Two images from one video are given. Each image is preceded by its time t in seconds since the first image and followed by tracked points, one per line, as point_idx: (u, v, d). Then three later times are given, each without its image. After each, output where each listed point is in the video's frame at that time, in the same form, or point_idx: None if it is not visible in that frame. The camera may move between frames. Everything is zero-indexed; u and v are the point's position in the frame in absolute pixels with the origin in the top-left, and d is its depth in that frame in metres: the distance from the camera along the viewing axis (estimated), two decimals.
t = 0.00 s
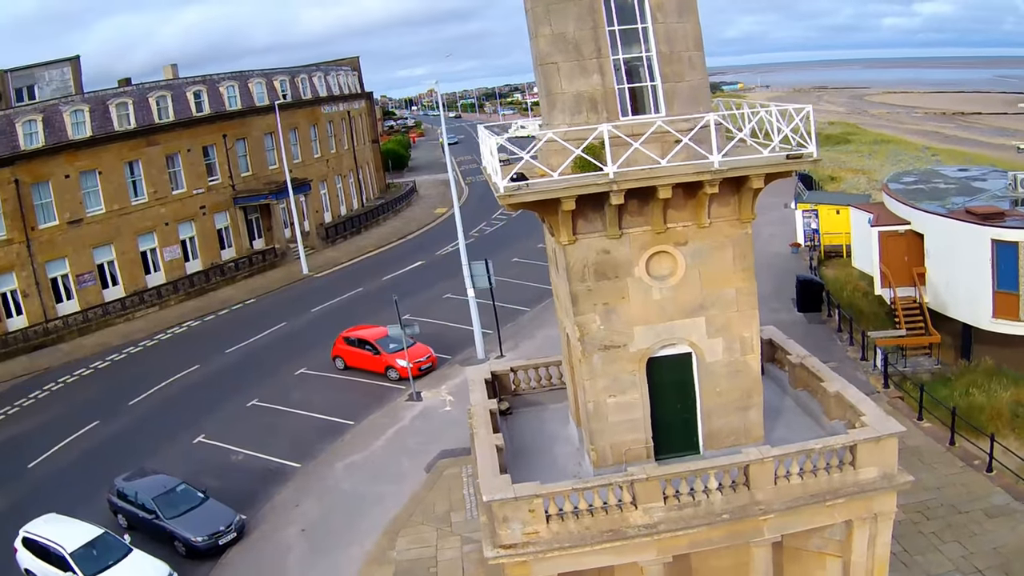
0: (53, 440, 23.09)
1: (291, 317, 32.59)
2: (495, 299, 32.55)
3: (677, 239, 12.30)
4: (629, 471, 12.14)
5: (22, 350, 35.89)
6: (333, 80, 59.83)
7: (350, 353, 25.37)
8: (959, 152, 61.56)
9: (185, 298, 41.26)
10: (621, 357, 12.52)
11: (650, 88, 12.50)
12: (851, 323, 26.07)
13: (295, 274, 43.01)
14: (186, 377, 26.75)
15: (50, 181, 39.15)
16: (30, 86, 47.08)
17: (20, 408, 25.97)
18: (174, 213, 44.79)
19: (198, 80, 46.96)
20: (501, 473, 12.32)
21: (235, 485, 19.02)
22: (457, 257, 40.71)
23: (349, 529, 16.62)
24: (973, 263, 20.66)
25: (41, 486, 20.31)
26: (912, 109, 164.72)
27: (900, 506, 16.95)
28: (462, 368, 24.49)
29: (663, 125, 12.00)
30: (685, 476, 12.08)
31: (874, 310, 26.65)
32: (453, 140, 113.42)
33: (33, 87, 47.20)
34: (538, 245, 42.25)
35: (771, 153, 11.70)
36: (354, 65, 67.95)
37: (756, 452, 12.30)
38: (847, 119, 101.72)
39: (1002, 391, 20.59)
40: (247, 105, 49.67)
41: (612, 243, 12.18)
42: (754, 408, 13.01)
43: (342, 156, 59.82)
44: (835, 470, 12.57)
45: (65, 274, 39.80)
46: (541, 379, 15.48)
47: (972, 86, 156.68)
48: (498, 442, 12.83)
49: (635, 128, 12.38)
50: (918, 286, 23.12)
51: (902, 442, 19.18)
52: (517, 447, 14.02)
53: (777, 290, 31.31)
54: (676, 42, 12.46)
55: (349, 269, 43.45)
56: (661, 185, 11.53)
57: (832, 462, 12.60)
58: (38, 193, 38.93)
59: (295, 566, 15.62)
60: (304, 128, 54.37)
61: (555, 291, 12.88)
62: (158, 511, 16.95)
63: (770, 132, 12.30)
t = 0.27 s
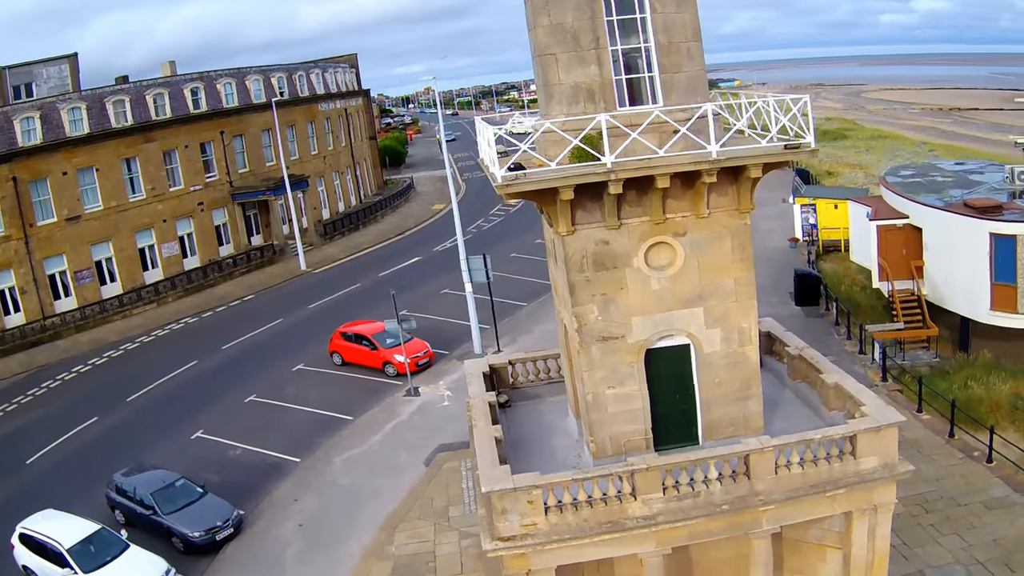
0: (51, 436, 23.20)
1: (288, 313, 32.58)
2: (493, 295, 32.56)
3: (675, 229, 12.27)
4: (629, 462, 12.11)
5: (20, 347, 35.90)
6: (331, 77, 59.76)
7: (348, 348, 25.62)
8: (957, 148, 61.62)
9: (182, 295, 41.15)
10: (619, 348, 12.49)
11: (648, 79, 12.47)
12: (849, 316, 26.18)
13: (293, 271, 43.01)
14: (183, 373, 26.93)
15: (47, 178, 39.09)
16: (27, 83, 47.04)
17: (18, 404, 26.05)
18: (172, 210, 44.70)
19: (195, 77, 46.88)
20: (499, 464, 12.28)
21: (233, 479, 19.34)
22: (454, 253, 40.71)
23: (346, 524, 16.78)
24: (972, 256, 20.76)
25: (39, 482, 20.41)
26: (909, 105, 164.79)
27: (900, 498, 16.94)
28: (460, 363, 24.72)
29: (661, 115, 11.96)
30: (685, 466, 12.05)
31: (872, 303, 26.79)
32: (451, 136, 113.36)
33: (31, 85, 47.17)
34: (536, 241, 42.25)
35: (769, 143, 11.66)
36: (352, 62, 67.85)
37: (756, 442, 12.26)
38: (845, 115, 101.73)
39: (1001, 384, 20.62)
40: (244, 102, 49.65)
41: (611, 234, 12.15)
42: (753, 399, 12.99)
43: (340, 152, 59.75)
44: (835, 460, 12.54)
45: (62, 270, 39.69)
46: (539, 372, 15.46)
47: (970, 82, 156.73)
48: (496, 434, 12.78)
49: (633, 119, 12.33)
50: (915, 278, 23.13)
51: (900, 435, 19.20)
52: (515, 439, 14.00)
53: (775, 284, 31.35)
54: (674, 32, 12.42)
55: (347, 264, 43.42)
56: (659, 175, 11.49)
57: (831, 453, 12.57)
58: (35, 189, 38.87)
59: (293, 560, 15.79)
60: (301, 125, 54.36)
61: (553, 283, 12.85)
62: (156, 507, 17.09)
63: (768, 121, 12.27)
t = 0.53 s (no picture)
0: (49, 433, 23.20)
1: (286, 310, 32.56)
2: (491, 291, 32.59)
3: (673, 221, 12.26)
4: (628, 454, 12.08)
5: (18, 345, 35.87)
6: (327, 75, 59.74)
7: (346, 344, 25.64)
8: (953, 143, 61.72)
9: (180, 292, 41.13)
10: (618, 340, 12.48)
11: (646, 71, 12.46)
12: (847, 310, 26.22)
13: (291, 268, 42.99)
14: (181, 371, 26.92)
15: (45, 176, 39.06)
16: (25, 82, 47.00)
17: (17, 402, 26.06)
18: (169, 208, 44.66)
19: (192, 75, 46.87)
20: (499, 457, 12.25)
21: (232, 476, 19.42)
22: (452, 249, 40.72)
23: (344, 520, 16.96)
24: (969, 250, 20.80)
25: (38, 480, 20.42)
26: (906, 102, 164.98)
27: (899, 492, 16.93)
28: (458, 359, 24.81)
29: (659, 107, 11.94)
30: (684, 459, 12.03)
31: (868, 298, 26.88)
32: (448, 134, 113.34)
33: (29, 84, 47.13)
34: (533, 237, 42.27)
35: (767, 134, 11.63)
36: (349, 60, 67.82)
37: (755, 434, 12.23)
38: (841, 111, 101.82)
39: (999, 378, 20.65)
40: (241, 100, 49.64)
41: (609, 226, 12.14)
42: (752, 391, 12.98)
43: (337, 150, 59.73)
44: (835, 452, 12.51)
45: (60, 268, 39.63)
46: (536, 366, 15.47)
47: (966, 79, 156.92)
48: (495, 426, 12.76)
49: (631, 110, 12.32)
50: (914, 274, 23.25)
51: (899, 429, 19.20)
52: (514, 432, 13.99)
53: (772, 279, 31.40)
54: (671, 24, 12.42)
55: (344, 261, 43.42)
56: (656, 166, 11.47)
57: (831, 445, 12.55)
58: (33, 187, 38.83)
59: (292, 556, 15.96)
60: (298, 122, 54.33)
61: (552, 276, 12.84)
62: (154, 503, 17.17)
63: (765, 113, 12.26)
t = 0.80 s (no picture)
0: (46, 432, 23.13)
1: (283, 308, 32.51)
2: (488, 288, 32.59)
3: (671, 213, 12.24)
4: (627, 448, 12.03)
5: (15, 344, 35.78)
6: (324, 73, 59.70)
7: (343, 341, 25.58)
8: (948, 141, 61.86)
9: (177, 291, 41.06)
10: (616, 333, 12.46)
11: (643, 63, 12.44)
12: (844, 306, 26.23)
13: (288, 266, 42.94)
14: (178, 369, 26.83)
15: (43, 175, 38.97)
16: (22, 82, 46.92)
17: (14, 401, 25.97)
18: (166, 206, 44.58)
19: (189, 73, 46.81)
20: (497, 451, 12.23)
21: (229, 473, 19.38)
22: (449, 246, 40.68)
23: (342, 516, 16.95)
24: (967, 245, 20.84)
25: (36, 479, 20.36)
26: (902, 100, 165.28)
27: (898, 486, 16.90)
28: (455, 356, 24.80)
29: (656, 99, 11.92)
30: (682, 452, 11.99)
31: (866, 294, 26.90)
32: (445, 133, 113.31)
33: (26, 83, 47.04)
34: (530, 234, 42.26)
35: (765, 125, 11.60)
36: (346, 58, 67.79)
37: (755, 426, 12.18)
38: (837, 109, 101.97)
39: (997, 372, 20.69)
40: (238, 98, 49.57)
41: (607, 218, 12.12)
42: (751, 384, 12.95)
43: (334, 148, 59.68)
44: (835, 445, 12.46)
45: (57, 267, 39.53)
46: (534, 360, 15.46)
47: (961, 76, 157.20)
48: (494, 420, 12.73)
49: (629, 103, 12.29)
50: (911, 270, 23.30)
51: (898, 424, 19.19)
52: (512, 425, 13.98)
53: (770, 275, 31.42)
54: (668, 17, 12.39)
55: (342, 259, 43.36)
56: (654, 158, 11.44)
57: (830, 437, 12.49)
58: (30, 186, 38.75)
59: (288, 553, 15.94)
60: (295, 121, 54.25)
61: (550, 269, 12.83)
62: (151, 500, 17.14)
63: (762, 105, 12.24)
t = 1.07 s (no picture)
0: (44, 431, 23.02)
1: (281, 307, 32.41)
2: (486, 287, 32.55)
3: (670, 207, 12.20)
4: (627, 442, 11.95)
5: (13, 343, 35.65)
6: (321, 73, 59.62)
7: (341, 340, 25.51)
8: (944, 139, 62.01)
9: (175, 290, 40.94)
10: (615, 328, 12.42)
11: (641, 57, 12.40)
12: (841, 303, 26.25)
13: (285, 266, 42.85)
14: (177, 367, 26.73)
15: (40, 174, 38.86)
16: (19, 82, 46.80)
17: (11, 400, 25.85)
18: (164, 206, 44.45)
19: (186, 73, 46.70)
20: (497, 446, 12.16)
21: (227, 471, 19.31)
22: (447, 245, 40.64)
23: (340, 514, 16.87)
24: (964, 241, 20.88)
25: (33, 478, 20.23)
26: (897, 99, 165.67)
27: (898, 483, 16.85)
28: (453, 355, 24.75)
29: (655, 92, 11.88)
30: (683, 446, 11.93)
31: (863, 292, 26.92)
32: (441, 133, 113.26)
33: (23, 83, 46.93)
34: (528, 233, 42.24)
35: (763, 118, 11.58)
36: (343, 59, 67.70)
37: (755, 421, 12.12)
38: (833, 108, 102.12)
39: (995, 368, 20.70)
40: (235, 98, 49.47)
41: (606, 212, 12.08)
42: (751, 378, 12.90)
43: (331, 148, 59.60)
44: (835, 439, 12.40)
45: (56, 266, 39.41)
46: (532, 356, 15.40)
47: (956, 75, 157.56)
48: (493, 416, 12.67)
49: (627, 97, 12.27)
50: (908, 266, 23.27)
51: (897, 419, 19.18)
52: (511, 421, 13.93)
53: (767, 272, 31.43)
54: (667, 11, 12.36)
55: (339, 258, 43.27)
56: (652, 152, 11.41)
57: (830, 432, 12.43)
58: (28, 186, 38.63)
59: (286, 550, 15.88)
60: (292, 120, 54.16)
61: (548, 264, 12.78)
62: (149, 498, 17.08)
63: (760, 98, 12.22)
